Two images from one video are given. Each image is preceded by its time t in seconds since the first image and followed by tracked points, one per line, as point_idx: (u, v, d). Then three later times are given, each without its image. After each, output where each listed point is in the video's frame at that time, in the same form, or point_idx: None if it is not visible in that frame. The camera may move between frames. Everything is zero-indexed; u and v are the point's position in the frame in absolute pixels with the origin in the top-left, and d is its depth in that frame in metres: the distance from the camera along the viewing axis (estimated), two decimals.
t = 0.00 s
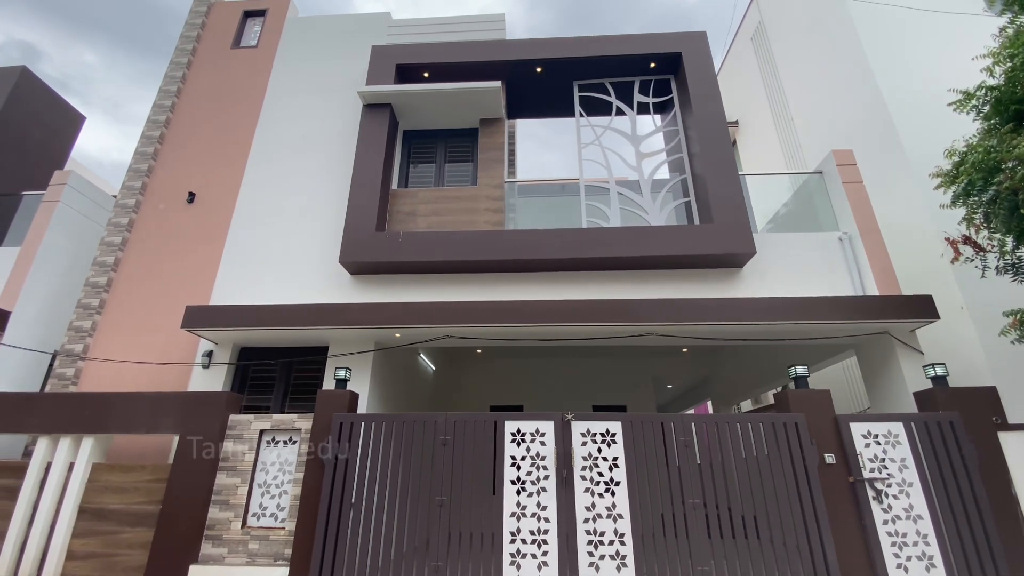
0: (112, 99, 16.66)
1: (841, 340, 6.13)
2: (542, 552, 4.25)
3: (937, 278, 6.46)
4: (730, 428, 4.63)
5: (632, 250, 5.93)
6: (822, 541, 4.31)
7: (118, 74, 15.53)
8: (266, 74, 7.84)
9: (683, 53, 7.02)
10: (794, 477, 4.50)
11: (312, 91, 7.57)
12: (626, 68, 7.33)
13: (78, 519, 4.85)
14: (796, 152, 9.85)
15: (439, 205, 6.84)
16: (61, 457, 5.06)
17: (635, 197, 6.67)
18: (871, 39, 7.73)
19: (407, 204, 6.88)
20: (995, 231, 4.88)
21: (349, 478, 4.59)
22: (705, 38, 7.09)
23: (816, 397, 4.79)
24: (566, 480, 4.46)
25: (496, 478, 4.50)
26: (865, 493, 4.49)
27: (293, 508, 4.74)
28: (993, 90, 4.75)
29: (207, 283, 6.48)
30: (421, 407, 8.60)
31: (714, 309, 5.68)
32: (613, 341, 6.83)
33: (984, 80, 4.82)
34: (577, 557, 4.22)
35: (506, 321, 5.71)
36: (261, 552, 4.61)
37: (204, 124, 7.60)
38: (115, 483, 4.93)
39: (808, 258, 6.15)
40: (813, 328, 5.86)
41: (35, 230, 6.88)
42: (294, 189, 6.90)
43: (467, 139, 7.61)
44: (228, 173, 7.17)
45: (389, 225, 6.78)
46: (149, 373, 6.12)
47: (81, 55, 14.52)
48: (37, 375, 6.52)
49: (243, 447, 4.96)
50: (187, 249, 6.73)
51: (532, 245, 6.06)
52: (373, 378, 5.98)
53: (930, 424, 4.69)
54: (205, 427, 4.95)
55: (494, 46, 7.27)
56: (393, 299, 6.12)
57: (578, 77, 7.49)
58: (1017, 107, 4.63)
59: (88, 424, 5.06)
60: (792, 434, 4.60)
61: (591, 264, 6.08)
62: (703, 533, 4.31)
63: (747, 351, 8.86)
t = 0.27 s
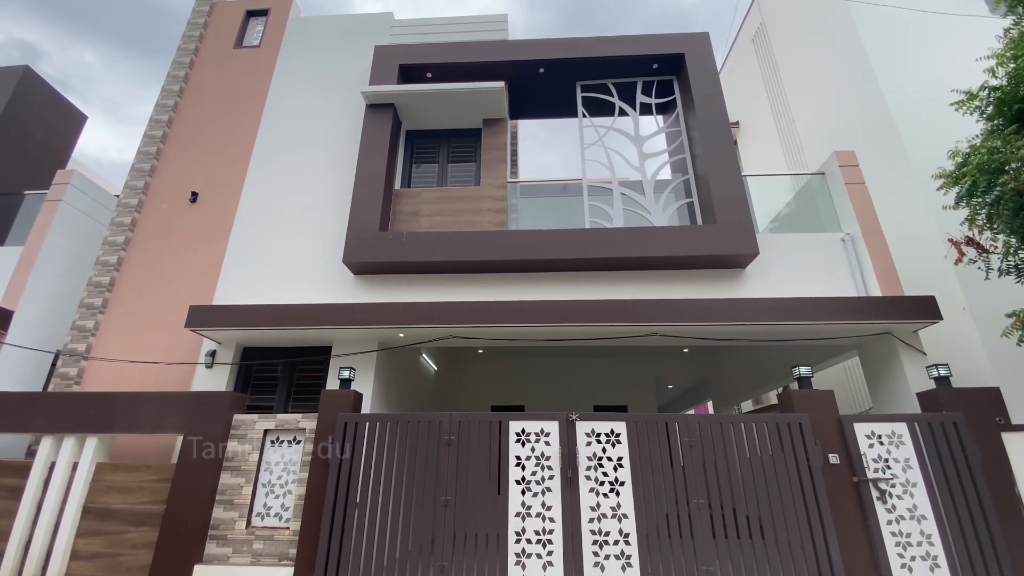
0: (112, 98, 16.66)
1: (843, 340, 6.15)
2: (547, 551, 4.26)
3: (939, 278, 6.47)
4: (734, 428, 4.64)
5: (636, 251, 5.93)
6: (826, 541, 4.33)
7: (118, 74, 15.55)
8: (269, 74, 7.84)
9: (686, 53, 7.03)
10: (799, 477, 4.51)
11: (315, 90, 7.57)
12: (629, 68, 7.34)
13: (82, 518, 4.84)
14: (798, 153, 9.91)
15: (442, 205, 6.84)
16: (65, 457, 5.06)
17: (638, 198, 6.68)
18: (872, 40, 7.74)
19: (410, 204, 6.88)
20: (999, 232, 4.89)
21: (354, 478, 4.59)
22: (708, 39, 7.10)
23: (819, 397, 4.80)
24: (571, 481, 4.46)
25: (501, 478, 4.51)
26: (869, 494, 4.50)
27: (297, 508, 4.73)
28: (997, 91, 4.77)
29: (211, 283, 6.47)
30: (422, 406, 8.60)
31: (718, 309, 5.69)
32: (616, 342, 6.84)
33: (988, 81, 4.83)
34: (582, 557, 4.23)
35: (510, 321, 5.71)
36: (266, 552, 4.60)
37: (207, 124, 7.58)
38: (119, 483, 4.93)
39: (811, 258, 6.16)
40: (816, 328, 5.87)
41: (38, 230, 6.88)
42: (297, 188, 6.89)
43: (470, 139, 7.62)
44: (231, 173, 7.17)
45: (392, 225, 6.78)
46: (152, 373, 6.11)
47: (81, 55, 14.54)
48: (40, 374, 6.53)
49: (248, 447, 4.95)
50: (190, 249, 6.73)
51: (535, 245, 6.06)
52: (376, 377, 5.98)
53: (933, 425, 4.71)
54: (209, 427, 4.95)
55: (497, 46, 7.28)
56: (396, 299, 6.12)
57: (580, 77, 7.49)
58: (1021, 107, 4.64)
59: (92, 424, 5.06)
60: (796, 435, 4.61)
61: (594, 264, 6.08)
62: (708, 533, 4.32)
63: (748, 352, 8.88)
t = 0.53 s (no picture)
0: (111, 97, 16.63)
1: (846, 341, 6.15)
2: (553, 552, 4.25)
3: (942, 279, 6.49)
4: (739, 429, 4.64)
5: (640, 251, 5.93)
6: (832, 541, 4.33)
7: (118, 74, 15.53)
8: (272, 74, 7.83)
9: (689, 54, 7.03)
10: (804, 477, 4.52)
11: (318, 90, 7.56)
12: (632, 69, 7.34)
13: (85, 518, 4.83)
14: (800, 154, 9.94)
15: (445, 206, 6.84)
16: (69, 457, 5.05)
17: (641, 198, 6.68)
18: (875, 41, 7.74)
19: (414, 204, 6.88)
20: (1003, 233, 4.90)
21: (359, 479, 4.58)
22: (711, 39, 7.11)
23: (824, 398, 4.80)
24: (576, 481, 4.46)
25: (507, 479, 4.50)
26: (875, 494, 4.51)
27: (302, 508, 4.72)
28: (1000, 92, 4.77)
29: (214, 282, 6.46)
30: (424, 407, 8.59)
31: (722, 309, 5.69)
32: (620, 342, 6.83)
33: (992, 82, 4.84)
34: (588, 558, 4.22)
35: (514, 321, 5.71)
36: (270, 553, 4.59)
37: (210, 123, 7.57)
38: (123, 483, 4.92)
39: (815, 259, 6.16)
40: (820, 329, 5.88)
41: (40, 229, 6.86)
42: (300, 188, 6.89)
43: (473, 139, 7.61)
44: (234, 172, 7.16)
45: (396, 225, 6.78)
46: (155, 372, 6.10)
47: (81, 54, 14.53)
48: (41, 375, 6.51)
49: (252, 447, 4.94)
50: (193, 249, 6.71)
51: (539, 245, 6.06)
52: (380, 377, 5.97)
53: (938, 425, 4.72)
54: (214, 427, 4.94)
55: (501, 46, 7.28)
56: (400, 299, 6.12)
57: (584, 78, 7.49)
58: None
59: (95, 424, 5.04)
60: (801, 435, 4.62)
61: (598, 264, 6.08)
62: (713, 533, 4.32)
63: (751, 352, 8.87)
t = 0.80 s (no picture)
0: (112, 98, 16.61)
1: (852, 341, 6.15)
2: (559, 552, 4.24)
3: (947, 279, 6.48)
4: (745, 429, 4.63)
5: (644, 251, 5.92)
6: (839, 541, 4.31)
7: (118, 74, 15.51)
8: (275, 73, 7.82)
9: (693, 54, 7.03)
10: (810, 477, 4.50)
11: (321, 90, 7.56)
12: (636, 68, 7.34)
13: (89, 518, 4.81)
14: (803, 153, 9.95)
15: (449, 205, 6.83)
16: (73, 457, 5.03)
17: (646, 198, 6.67)
18: (879, 41, 7.73)
19: (418, 204, 6.88)
20: (1009, 233, 4.89)
21: (364, 478, 4.58)
22: (715, 39, 7.10)
23: (830, 397, 4.79)
24: (582, 481, 4.45)
25: (512, 479, 4.49)
26: (881, 494, 4.50)
27: (307, 508, 4.70)
28: (1004, 93, 4.77)
29: (218, 282, 6.45)
30: (427, 407, 8.58)
31: (727, 309, 5.67)
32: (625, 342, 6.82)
33: (996, 83, 4.83)
34: (594, 558, 4.21)
35: (519, 321, 5.70)
36: (275, 553, 4.57)
37: (213, 123, 7.57)
38: (127, 483, 4.91)
39: (820, 259, 6.16)
40: (825, 329, 5.87)
41: (43, 229, 6.85)
42: (304, 188, 6.88)
43: (477, 139, 7.60)
44: (238, 172, 7.15)
45: (400, 225, 6.77)
46: (158, 372, 6.09)
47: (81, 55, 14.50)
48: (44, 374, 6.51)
49: (256, 447, 4.93)
50: (197, 248, 6.70)
51: (544, 245, 6.05)
52: (385, 377, 5.96)
53: (944, 425, 4.71)
54: (219, 427, 4.93)
55: (505, 46, 7.27)
56: (404, 299, 6.11)
57: (587, 78, 7.49)
58: None
59: (99, 424, 5.03)
60: (807, 435, 4.61)
61: (603, 264, 6.07)
62: (720, 533, 4.31)
63: (755, 351, 8.85)
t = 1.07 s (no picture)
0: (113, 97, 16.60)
1: (859, 341, 6.13)
2: (567, 552, 4.23)
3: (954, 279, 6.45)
4: (753, 429, 4.61)
5: (650, 250, 5.91)
6: (848, 542, 4.29)
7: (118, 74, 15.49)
8: (280, 73, 7.82)
9: (698, 53, 7.01)
10: (819, 478, 4.48)
11: (326, 89, 7.55)
12: (641, 68, 7.33)
13: (96, 518, 4.81)
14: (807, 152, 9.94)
15: (455, 205, 6.82)
16: (79, 456, 5.03)
17: (651, 197, 6.66)
18: (884, 40, 7.71)
19: (423, 203, 6.87)
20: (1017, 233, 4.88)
21: (371, 478, 4.57)
22: (721, 39, 7.09)
23: (839, 397, 4.77)
24: (589, 481, 4.43)
25: (520, 478, 4.48)
26: (890, 495, 4.48)
27: (314, 508, 4.69)
28: (1013, 92, 4.75)
29: (223, 282, 6.45)
30: (431, 406, 8.58)
31: (734, 309, 5.65)
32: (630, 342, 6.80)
33: (1005, 82, 4.82)
34: (602, 558, 4.20)
35: (525, 321, 5.68)
36: (282, 552, 4.56)
37: (218, 123, 7.57)
38: (133, 482, 4.90)
39: (826, 258, 6.14)
40: (832, 329, 5.85)
41: (49, 229, 6.85)
42: (309, 188, 6.87)
43: (481, 139, 7.59)
44: (242, 172, 7.14)
45: (405, 225, 6.77)
46: (164, 372, 6.09)
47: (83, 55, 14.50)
48: (49, 374, 6.52)
49: (263, 446, 4.92)
50: (202, 248, 6.70)
51: (550, 245, 6.04)
52: (390, 377, 5.95)
53: (953, 425, 4.69)
54: (225, 426, 4.92)
55: (510, 45, 7.26)
56: (409, 298, 6.11)
57: (592, 77, 7.49)
58: None
59: (106, 423, 5.03)
60: (816, 435, 4.59)
61: (609, 264, 6.06)
62: (728, 533, 4.29)
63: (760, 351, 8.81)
